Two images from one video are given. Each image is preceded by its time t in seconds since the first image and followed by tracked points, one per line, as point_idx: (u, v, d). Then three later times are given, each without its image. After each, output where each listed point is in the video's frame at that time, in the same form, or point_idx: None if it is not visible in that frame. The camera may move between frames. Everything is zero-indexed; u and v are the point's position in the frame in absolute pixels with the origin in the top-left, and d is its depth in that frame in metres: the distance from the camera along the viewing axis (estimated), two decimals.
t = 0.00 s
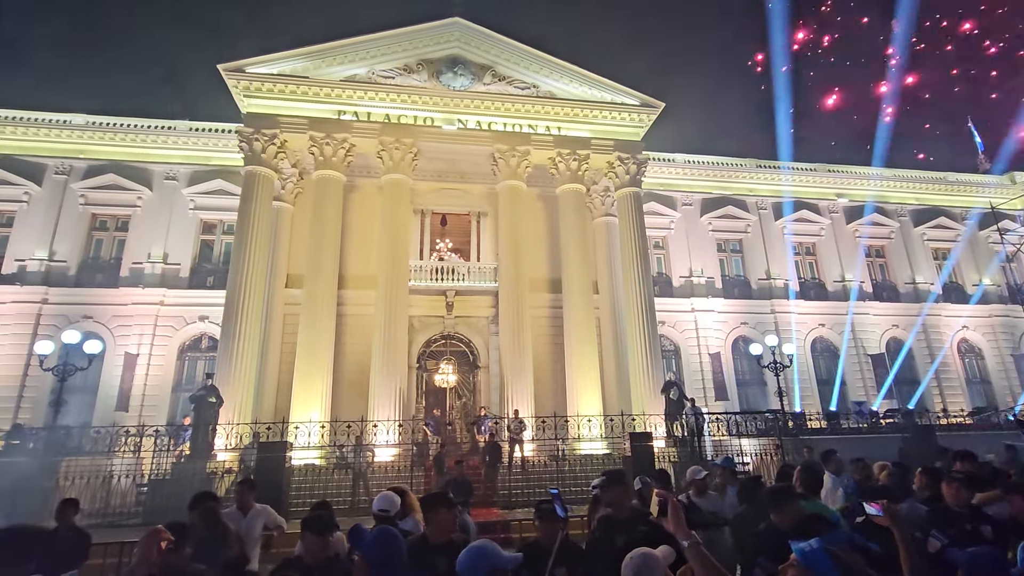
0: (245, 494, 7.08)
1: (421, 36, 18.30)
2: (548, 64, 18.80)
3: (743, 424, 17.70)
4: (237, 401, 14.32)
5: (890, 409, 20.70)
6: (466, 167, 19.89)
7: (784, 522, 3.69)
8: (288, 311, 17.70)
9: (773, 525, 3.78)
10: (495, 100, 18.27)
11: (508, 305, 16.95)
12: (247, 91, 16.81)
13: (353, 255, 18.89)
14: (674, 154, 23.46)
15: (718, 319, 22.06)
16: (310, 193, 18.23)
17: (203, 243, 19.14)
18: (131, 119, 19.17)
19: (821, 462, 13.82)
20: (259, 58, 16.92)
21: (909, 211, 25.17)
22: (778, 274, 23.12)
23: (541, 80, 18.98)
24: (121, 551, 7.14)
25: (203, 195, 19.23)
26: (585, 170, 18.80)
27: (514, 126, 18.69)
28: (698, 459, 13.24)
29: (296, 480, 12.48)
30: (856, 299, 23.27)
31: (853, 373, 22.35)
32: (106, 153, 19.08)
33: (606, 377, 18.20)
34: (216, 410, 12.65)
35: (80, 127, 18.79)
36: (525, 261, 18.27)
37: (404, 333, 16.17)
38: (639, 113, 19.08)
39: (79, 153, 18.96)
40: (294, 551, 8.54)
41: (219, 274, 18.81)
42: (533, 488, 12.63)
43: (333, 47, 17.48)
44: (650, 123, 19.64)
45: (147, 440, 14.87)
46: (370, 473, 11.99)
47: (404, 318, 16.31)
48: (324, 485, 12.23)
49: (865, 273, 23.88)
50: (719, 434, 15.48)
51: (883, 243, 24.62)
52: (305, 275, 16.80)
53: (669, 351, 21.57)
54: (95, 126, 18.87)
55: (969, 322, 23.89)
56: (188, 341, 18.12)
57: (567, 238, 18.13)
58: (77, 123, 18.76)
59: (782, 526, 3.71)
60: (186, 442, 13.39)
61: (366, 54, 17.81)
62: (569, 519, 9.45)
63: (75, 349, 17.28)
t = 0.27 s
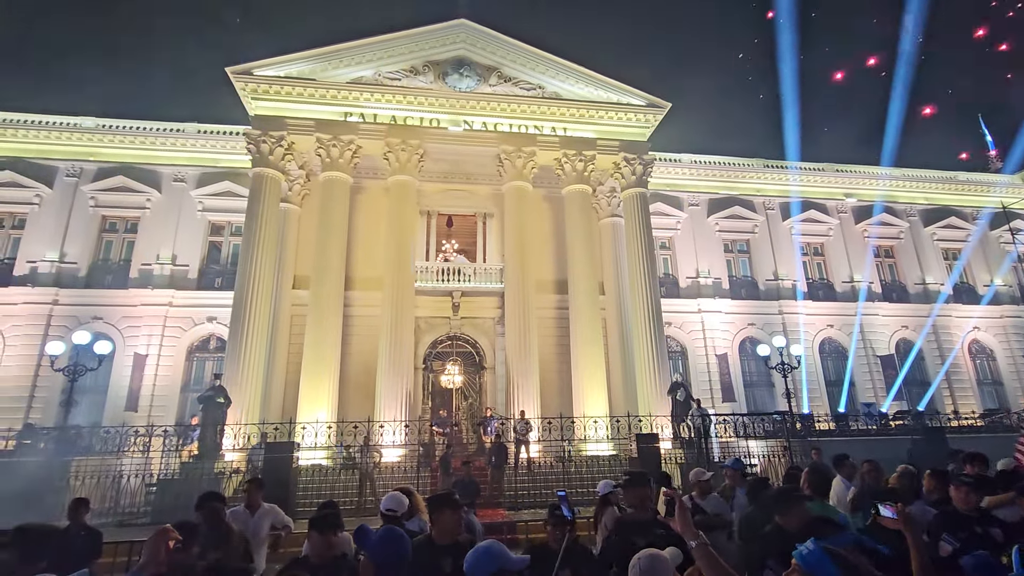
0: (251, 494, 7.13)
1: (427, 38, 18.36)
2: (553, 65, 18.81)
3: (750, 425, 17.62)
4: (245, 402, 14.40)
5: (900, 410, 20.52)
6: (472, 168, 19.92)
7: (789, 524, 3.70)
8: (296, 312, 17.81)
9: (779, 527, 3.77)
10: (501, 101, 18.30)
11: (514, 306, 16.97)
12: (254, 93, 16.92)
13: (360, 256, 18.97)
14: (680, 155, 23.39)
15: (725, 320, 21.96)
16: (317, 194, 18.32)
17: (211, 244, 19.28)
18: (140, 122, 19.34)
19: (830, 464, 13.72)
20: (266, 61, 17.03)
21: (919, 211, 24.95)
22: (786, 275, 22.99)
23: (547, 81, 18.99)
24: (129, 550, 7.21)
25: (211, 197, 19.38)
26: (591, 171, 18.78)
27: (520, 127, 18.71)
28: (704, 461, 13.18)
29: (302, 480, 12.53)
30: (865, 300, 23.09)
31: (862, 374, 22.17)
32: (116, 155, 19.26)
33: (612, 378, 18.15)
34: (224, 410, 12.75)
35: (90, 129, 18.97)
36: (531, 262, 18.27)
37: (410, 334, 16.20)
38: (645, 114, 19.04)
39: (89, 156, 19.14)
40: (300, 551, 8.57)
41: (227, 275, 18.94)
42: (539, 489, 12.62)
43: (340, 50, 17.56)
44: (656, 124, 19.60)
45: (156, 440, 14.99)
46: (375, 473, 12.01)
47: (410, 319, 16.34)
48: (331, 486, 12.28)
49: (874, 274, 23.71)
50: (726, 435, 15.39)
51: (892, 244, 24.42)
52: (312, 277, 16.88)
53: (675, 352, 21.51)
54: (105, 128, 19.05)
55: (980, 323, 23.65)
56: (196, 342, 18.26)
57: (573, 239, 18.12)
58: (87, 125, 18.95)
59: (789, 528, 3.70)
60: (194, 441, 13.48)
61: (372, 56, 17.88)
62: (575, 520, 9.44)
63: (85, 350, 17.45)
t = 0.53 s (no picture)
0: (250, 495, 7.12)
1: (426, 39, 18.38)
2: (552, 66, 18.83)
3: (749, 426, 17.65)
4: (244, 403, 14.38)
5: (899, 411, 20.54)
6: (471, 169, 19.93)
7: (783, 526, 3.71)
8: (294, 313, 17.81)
9: (774, 529, 3.79)
10: (500, 102, 18.30)
11: (512, 307, 16.97)
12: (253, 94, 16.90)
13: (358, 257, 18.96)
14: (679, 156, 23.41)
15: (724, 321, 21.98)
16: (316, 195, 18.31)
17: (210, 245, 19.26)
18: (138, 123, 19.31)
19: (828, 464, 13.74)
20: (265, 62, 17.03)
21: (916, 212, 25.00)
22: (784, 276, 23.02)
23: (546, 82, 19.01)
24: (126, 551, 7.21)
25: (209, 198, 19.36)
26: (590, 172, 18.81)
27: (519, 129, 18.72)
28: (703, 462, 13.18)
29: (301, 482, 12.52)
30: (863, 301, 23.12)
31: (860, 375, 22.20)
32: (113, 156, 19.22)
33: (611, 379, 18.15)
34: (222, 411, 12.74)
35: (87, 130, 18.93)
36: (529, 263, 18.29)
37: (409, 335, 16.19)
38: (644, 115, 19.07)
39: (87, 157, 19.09)
40: (299, 553, 8.57)
41: (225, 276, 18.91)
42: (538, 490, 12.62)
43: (338, 51, 17.55)
44: (654, 125, 19.62)
45: (154, 441, 14.96)
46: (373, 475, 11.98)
47: (409, 321, 16.33)
48: (330, 487, 12.27)
49: (872, 274, 23.74)
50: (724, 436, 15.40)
51: (890, 244, 24.47)
52: (310, 278, 16.90)
53: (674, 353, 21.57)
54: (103, 129, 19.01)
55: (978, 324, 23.69)
56: (194, 343, 18.23)
57: (572, 240, 18.13)
58: (84, 126, 18.89)
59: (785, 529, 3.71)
60: (192, 443, 13.45)
61: (371, 57, 17.88)
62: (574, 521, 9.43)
63: (83, 351, 17.41)
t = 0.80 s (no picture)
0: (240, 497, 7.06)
1: (418, 39, 18.35)
2: (544, 67, 18.87)
3: (739, 426, 17.78)
4: (233, 405, 14.26)
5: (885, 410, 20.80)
6: (462, 170, 19.91)
7: (766, 527, 3.76)
8: (284, 314, 17.69)
9: (757, 529, 3.83)
10: (492, 103, 18.30)
11: (504, 307, 16.98)
12: (243, 93, 16.77)
13: (349, 257, 18.87)
14: (670, 157, 23.54)
15: (714, 322, 22.13)
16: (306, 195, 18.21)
17: (199, 245, 19.10)
18: (126, 121, 19.08)
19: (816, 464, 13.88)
20: (255, 61, 16.91)
21: (903, 214, 25.32)
22: (773, 276, 23.22)
23: (538, 83, 19.04)
24: (113, 555, 7.13)
25: (198, 197, 19.19)
26: (581, 173, 18.88)
27: (511, 129, 18.73)
28: (693, 462, 13.25)
29: (291, 483, 12.43)
30: (851, 301, 23.38)
31: (848, 375, 22.45)
32: (100, 155, 18.97)
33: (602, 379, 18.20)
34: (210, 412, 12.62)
35: (73, 128, 18.67)
36: (521, 264, 18.30)
37: (400, 336, 16.14)
38: (635, 116, 19.16)
39: (73, 155, 18.83)
40: (289, 555, 8.51)
41: (214, 277, 18.76)
42: (529, 490, 12.62)
43: (330, 50, 17.47)
44: (646, 126, 19.73)
45: (141, 443, 14.79)
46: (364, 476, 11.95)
47: (400, 321, 16.30)
48: (321, 489, 12.20)
49: (860, 275, 24.02)
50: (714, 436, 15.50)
51: (877, 246, 24.78)
52: (300, 278, 16.80)
53: (665, 353, 21.58)
54: (90, 127, 18.76)
55: (962, 324, 24.04)
56: (183, 344, 18.06)
57: (563, 241, 18.17)
58: (70, 124, 18.63)
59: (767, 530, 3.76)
60: (180, 445, 13.30)
61: (362, 57, 17.82)
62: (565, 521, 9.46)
63: (69, 352, 17.18)
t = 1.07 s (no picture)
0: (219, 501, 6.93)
1: (403, 38, 18.24)
2: (530, 68, 18.88)
3: (721, 425, 17.98)
4: (213, 406, 14.02)
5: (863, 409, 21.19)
6: (448, 169, 19.84)
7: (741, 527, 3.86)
8: (266, 314, 17.45)
9: (732, 529, 3.92)
10: (477, 102, 18.25)
11: (489, 307, 16.94)
12: (224, 89, 16.50)
13: (332, 257, 18.68)
14: (654, 159, 23.71)
15: (697, 322, 22.33)
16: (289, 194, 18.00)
17: (178, 244, 18.77)
18: (102, 117, 18.66)
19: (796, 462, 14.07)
20: (237, 57, 16.65)
21: (880, 217, 25.83)
22: (755, 277, 23.54)
23: (523, 83, 19.05)
24: (87, 561, 6.96)
25: (178, 195, 18.84)
26: (566, 174, 18.93)
27: (496, 129, 18.70)
28: (677, 461, 13.35)
29: (272, 486, 12.26)
30: (830, 302, 23.79)
31: (827, 374, 22.81)
32: (76, 151, 18.52)
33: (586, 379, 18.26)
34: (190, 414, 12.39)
35: (47, 124, 18.20)
36: (506, 264, 18.30)
37: (384, 336, 16.01)
38: (620, 118, 19.28)
39: (47, 151, 18.35)
40: (270, 559, 8.38)
41: (194, 276, 18.44)
42: (514, 491, 12.58)
43: (313, 47, 17.27)
44: (630, 128, 19.86)
45: (118, 446, 14.47)
46: (347, 478, 11.83)
47: (384, 321, 16.19)
48: (302, 491, 12.05)
49: (838, 277, 24.46)
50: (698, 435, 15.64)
51: (856, 248, 25.25)
52: (282, 278, 16.60)
53: (650, 354, 21.69)
54: (64, 123, 18.30)
55: (937, 324, 24.58)
56: (161, 345, 17.71)
57: (548, 241, 18.20)
58: (44, 119, 18.16)
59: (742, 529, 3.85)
60: (158, 447, 13.02)
61: (347, 55, 17.66)
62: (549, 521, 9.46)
63: (42, 353, 16.73)
